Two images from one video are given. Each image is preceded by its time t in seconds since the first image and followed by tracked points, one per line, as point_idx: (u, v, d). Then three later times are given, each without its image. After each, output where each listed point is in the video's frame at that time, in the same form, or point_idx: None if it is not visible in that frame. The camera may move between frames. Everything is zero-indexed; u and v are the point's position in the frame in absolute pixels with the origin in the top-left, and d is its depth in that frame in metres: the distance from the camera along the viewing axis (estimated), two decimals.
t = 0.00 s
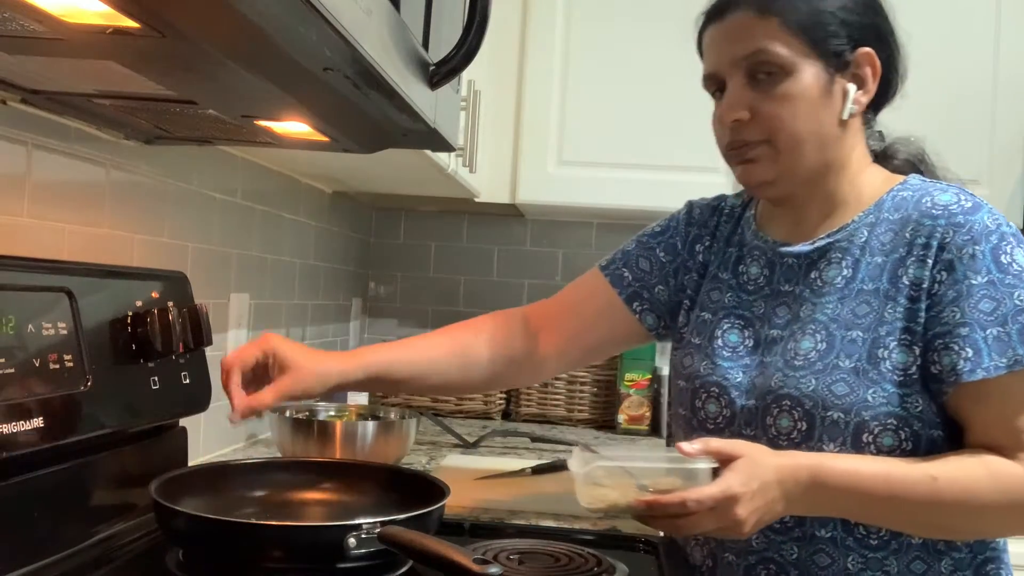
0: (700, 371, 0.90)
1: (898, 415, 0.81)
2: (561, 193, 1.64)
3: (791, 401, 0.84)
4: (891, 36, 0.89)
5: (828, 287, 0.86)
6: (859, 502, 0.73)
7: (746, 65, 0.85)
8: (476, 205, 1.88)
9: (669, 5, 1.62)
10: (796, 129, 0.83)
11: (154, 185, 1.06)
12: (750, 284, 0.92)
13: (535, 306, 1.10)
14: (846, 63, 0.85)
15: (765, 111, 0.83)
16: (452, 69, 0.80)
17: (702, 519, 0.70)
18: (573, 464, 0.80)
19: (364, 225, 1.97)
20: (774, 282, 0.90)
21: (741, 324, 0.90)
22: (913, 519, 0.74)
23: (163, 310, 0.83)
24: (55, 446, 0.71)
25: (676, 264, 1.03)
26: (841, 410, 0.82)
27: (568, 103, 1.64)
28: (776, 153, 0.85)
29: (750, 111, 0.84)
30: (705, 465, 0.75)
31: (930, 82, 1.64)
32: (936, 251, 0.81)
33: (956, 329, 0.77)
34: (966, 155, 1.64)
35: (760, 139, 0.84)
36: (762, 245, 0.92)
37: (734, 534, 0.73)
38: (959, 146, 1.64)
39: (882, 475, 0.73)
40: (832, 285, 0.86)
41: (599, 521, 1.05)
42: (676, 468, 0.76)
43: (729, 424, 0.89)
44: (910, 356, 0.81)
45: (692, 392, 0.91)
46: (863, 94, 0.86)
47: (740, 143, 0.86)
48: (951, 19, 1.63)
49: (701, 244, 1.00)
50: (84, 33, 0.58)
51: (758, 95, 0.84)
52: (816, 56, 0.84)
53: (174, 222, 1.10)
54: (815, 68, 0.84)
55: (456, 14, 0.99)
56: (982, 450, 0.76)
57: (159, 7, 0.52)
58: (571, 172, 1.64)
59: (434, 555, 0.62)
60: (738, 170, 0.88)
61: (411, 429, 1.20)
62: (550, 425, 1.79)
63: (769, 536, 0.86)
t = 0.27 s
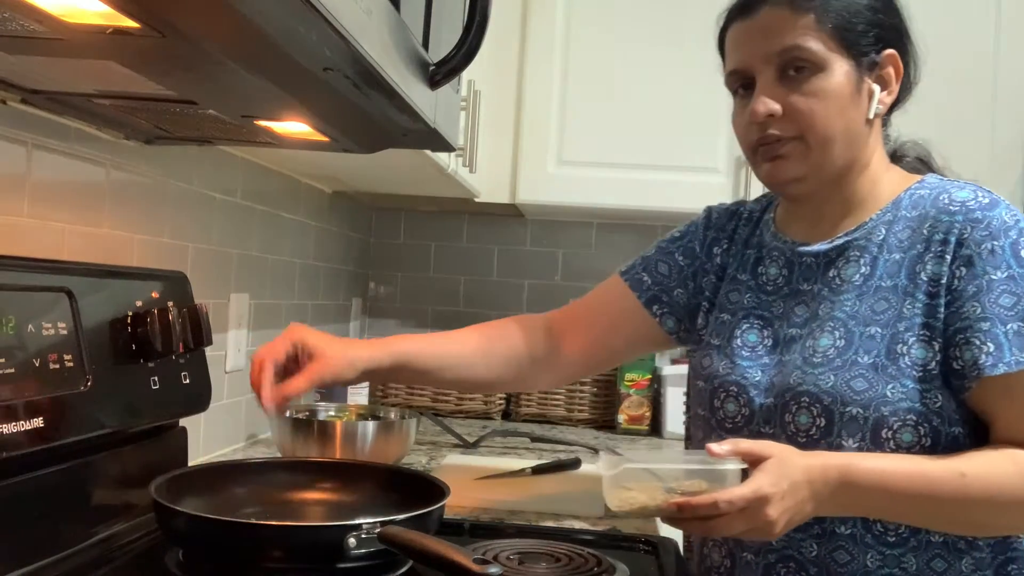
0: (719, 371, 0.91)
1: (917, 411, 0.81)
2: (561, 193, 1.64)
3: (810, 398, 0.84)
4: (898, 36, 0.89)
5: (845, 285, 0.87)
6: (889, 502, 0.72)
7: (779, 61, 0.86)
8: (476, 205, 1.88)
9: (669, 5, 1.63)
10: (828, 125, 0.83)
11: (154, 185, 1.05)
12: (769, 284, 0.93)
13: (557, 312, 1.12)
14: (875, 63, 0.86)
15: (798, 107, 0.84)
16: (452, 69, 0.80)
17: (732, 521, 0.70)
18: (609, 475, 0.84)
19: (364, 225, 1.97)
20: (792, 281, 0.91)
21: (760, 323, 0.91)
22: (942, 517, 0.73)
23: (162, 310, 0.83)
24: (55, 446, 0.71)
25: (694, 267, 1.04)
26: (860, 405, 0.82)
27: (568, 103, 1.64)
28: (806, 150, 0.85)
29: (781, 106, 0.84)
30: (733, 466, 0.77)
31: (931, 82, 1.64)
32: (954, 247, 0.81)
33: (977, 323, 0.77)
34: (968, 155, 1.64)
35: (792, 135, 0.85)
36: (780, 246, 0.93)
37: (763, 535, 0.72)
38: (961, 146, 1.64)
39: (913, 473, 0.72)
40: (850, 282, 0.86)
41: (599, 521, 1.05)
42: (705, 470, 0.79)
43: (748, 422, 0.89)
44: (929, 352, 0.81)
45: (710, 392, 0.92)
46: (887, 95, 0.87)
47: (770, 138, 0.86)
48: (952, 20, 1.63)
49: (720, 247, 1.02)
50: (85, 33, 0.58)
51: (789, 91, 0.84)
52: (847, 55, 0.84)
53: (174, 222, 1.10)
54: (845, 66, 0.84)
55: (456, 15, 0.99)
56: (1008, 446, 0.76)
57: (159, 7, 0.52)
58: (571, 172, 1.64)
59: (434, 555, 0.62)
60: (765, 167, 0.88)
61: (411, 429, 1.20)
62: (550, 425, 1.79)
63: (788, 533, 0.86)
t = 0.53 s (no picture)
0: (741, 370, 0.93)
1: (938, 411, 0.81)
2: (561, 193, 1.64)
3: (830, 396, 0.85)
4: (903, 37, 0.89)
5: (867, 284, 0.87)
6: (912, 506, 0.72)
7: (803, 62, 0.86)
8: (475, 205, 1.88)
9: (669, 5, 1.63)
10: (853, 126, 0.84)
11: (154, 185, 1.05)
12: (792, 284, 0.94)
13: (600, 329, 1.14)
14: (900, 63, 0.86)
15: (823, 108, 0.84)
16: (452, 69, 0.80)
17: (756, 527, 0.70)
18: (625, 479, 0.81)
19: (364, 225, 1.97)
20: (816, 281, 0.92)
21: (781, 323, 0.92)
22: (966, 520, 0.73)
23: (162, 310, 0.83)
24: (55, 446, 0.71)
25: (719, 273, 1.05)
26: (879, 404, 0.82)
27: (568, 103, 1.64)
28: (831, 150, 0.85)
29: (806, 106, 0.84)
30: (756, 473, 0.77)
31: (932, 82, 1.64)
32: (978, 246, 0.81)
33: (1001, 322, 0.77)
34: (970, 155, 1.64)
35: (817, 135, 0.85)
36: (804, 246, 0.94)
37: (786, 542, 0.72)
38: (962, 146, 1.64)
39: (935, 477, 0.72)
40: (872, 281, 0.87)
41: (599, 521, 1.05)
42: (726, 477, 0.78)
43: (769, 422, 0.90)
44: (951, 351, 0.81)
45: (731, 392, 0.93)
46: (913, 95, 0.87)
47: (795, 138, 0.86)
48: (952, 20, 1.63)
49: (744, 252, 1.03)
50: (85, 33, 0.58)
51: (815, 92, 0.85)
52: (871, 54, 0.84)
53: (174, 222, 1.10)
54: (871, 66, 0.84)
55: (456, 15, 0.99)
56: None
57: (160, 8, 0.52)
58: (571, 171, 1.64)
59: (434, 555, 0.62)
60: (790, 167, 0.89)
61: (411, 429, 1.20)
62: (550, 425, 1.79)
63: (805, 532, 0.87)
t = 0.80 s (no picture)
0: (761, 372, 0.93)
1: (955, 412, 0.81)
2: (560, 192, 1.64)
3: (846, 396, 0.85)
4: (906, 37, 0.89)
5: (886, 284, 0.88)
6: (937, 511, 0.72)
7: (824, 62, 0.86)
8: (475, 205, 1.88)
9: (667, 5, 1.63)
10: (873, 125, 0.84)
11: (154, 184, 1.05)
12: (813, 287, 0.95)
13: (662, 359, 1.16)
14: (921, 62, 0.86)
15: (842, 107, 0.84)
16: (452, 70, 0.80)
17: (775, 535, 0.70)
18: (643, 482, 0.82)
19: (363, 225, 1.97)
20: (836, 283, 0.93)
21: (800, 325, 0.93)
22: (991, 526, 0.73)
23: (162, 310, 0.83)
24: (55, 446, 0.71)
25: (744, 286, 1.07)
26: (895, 404, 0.82)
27: (568, 103, 1.64)
28: (852, 151, 0.85)
29: (826, 107, 0.85)
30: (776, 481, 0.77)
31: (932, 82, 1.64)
32: (999, 246, 0.81)
33: None
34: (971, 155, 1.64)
35: (837, 136, 0.85)
36: (827, 249, 0.95)
37: (806, 551, 0.72)
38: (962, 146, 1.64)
39: (959, 482, 0.73)
40: (892, 282, 0.87)
41: (598, 521, 1.05)
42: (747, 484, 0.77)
43: (787, 423, 0.91)
44: (968, 352, 0.81)
45: (751, 394, 0.94)
46: (935, 93, 0.87)
47: (815, 139, 0.87)
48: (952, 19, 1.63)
49: (769, 260, 1.04)
50: (86, 33, 0.58)
51: (835, 92, 0.85)
52: (892, 54, 0.85)
53: (173, 222, 1.10)
54: (892, 65, 0.84)
55: (456, 15, 0.99)
56: None
57: (161, 7, 0.52)
58: (570, 171, 1.64)
59: (433, 554, 0.62)
60: (810, 168, 0.89)
61: (411, 429, 1.20)
62: (550, 425, 1.79)
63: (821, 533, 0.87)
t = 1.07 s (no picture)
0: (761, 371, 0.94)
1: (950, 410, 0.81)
2: (560, 192, 1.64)
3: (841, 393, 0.86)
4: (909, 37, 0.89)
5: (883, 283, 0.88)
6: (955, 516, 0.73)
7: (824, 62, 0.86)
8: (475, 205, 1.88)
9: (667, 5, 1.63)
10: (871, 125, 0.84)
11: (154, 184, 1.05)
12: (815, 286, 0.96)
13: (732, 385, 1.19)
14: (921, 61, 0.86)
15: (840, 106, 0.84)
16: (451, 70, 0.80)
17: (796, 550, 0.70)
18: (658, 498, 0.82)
19: (364, 224, 1.97)
20: (837, 282, 0.94)
21: (800, 323, 0.94)
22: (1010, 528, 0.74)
23: (162, 310, 0.83)
24: (55, 446, 0.71)
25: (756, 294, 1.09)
26: (889, 402, 0.83)
27: (567, 103, 1.64)
28: (850, 149, 0.85)
29: (824, 106, 0.85)
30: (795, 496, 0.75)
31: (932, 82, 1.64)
32: (998, 247, 0.82)
33: None
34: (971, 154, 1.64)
35: (835, 135, 0.85)
36: (830, 248, 0.96)
37: (823, 563, 0.72)
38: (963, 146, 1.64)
39: (977, 486, 0.73)
40: (889, 281, 0.88)
41: (598, 521, 1.05)
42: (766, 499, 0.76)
43: (785, 420, 0.91)
44: (964, 353, 0.81)
45: (751, 392, 0.95)
46: (936, 92, 0.87)
47: (814, 138, 0.87)
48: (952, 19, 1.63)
49: (777, 263, 1.06)
50: (86, 34, 0.58)
51: (834, 91, 0.85)
52: (892, 53, 0.85)
53: (174, 222, 1.10)
54: (891, 64, 0.84)
55: (456, 15, 0.99)
56: None
57: (161, 7, 0.52)
58: (570, 171, 1.64)
59: (433, 555, 0.62)
60: (810, 166, 0.89)
61: (411, 429, 1.20)
62: (550, 425, 1.79)
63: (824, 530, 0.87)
